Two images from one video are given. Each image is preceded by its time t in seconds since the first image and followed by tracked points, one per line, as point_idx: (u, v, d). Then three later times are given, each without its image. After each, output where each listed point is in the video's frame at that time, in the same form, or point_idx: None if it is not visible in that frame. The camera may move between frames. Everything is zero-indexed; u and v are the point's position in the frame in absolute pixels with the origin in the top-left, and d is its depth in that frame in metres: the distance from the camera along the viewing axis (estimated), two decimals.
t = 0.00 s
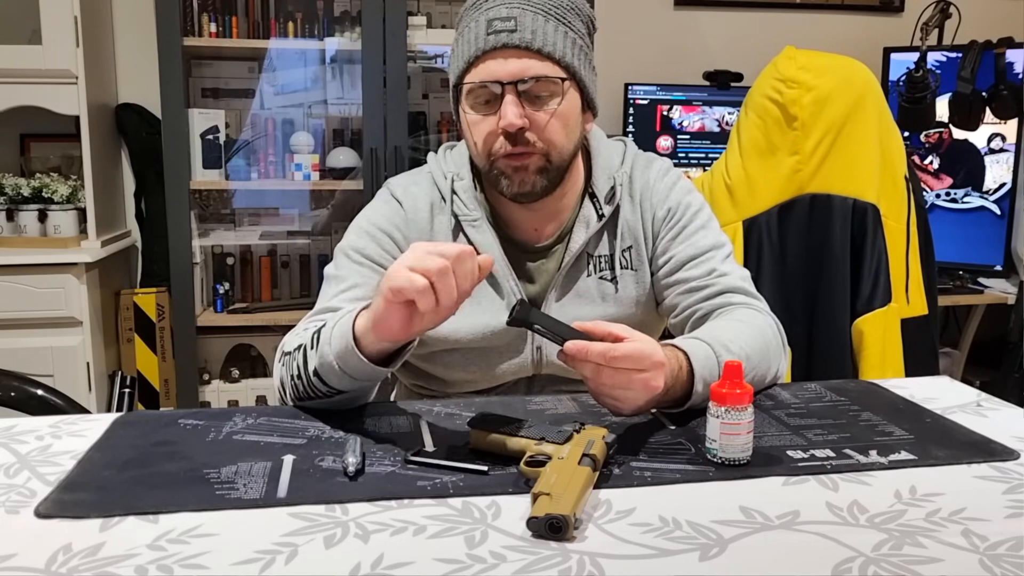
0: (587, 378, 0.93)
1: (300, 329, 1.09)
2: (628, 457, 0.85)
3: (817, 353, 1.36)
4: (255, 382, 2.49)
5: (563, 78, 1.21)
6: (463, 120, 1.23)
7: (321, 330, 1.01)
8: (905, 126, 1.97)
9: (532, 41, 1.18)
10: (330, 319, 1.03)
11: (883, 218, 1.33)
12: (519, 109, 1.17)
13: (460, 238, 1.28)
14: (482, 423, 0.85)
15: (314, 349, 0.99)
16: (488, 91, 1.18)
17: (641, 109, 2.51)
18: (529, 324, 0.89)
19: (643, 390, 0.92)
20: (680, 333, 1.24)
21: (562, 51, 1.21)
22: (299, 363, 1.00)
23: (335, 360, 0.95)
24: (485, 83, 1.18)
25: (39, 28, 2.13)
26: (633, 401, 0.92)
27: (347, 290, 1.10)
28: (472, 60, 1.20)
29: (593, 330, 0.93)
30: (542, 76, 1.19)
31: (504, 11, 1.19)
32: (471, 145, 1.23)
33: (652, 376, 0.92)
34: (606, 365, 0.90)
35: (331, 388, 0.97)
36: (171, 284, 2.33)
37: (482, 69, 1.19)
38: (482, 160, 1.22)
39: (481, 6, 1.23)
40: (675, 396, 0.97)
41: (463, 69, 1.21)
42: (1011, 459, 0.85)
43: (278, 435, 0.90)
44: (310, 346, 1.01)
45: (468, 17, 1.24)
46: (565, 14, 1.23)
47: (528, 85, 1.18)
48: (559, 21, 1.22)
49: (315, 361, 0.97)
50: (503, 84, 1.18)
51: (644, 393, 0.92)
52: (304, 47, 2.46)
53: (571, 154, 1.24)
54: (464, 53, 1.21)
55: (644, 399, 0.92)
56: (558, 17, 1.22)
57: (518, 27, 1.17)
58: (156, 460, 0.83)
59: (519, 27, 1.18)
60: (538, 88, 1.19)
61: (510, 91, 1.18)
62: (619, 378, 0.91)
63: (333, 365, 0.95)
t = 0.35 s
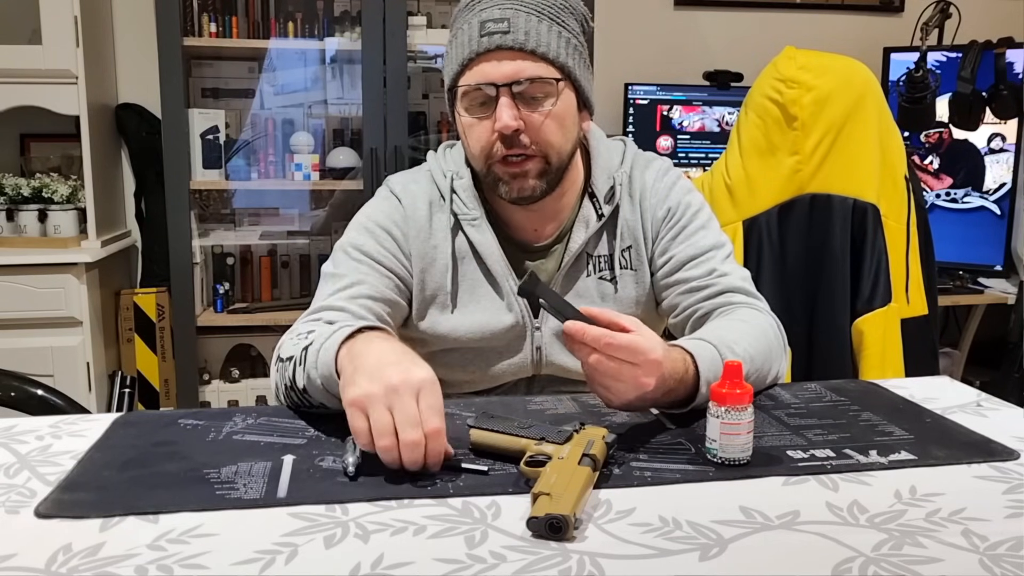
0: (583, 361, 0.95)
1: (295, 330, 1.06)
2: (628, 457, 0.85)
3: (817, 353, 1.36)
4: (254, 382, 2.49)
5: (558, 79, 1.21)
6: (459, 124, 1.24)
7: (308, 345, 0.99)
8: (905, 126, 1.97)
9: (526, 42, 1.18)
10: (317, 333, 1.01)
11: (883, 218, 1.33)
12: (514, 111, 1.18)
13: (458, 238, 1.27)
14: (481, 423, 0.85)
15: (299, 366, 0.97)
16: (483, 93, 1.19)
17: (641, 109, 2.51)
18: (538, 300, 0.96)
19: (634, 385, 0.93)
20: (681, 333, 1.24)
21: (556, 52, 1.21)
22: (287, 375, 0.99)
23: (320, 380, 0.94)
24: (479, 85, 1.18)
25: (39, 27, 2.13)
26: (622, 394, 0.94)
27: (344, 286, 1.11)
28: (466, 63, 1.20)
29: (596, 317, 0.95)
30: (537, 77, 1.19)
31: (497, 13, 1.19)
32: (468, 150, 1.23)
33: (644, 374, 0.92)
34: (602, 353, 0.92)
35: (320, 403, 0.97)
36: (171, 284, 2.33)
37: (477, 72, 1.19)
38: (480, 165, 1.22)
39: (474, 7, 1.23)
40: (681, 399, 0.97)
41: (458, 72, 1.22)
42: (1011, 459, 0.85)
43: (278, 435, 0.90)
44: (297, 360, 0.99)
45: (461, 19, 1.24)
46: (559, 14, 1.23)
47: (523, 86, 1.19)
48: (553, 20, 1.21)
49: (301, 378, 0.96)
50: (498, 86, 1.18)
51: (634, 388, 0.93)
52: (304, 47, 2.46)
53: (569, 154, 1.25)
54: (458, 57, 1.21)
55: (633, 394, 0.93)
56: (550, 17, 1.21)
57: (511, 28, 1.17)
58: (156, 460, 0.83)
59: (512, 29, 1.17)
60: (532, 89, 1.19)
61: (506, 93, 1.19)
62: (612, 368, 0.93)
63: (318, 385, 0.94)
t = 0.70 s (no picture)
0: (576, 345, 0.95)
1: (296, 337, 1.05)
2: (629, 456, 0.85)
3: (817, 352, 1.36)
4: (254, 382, 2.49)
5: (547, 77, 1.21)
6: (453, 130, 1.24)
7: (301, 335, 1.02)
8: (905, 126, 1.98)
9: (512, 43, 1.17)
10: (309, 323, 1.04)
11: (883, 218, 1.33)
12: (507, 113, 1.17)
13: (457, 241, 1.27)
14: (481, 424, 0.85)
15: (295, 353, 1.00)
16: (473, 98, 1.19)
17: (641, 109, 2.51)
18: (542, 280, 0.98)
19: (615, 373, 0.93)
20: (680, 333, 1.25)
21: (542, 50, 1.20)
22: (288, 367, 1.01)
23: (312, 361, 0.95)
24: (468, 90, 1.18)
25: (39, 28, 2.13)
26: (605, 381, 0.94)
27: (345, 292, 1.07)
28: (454, 70, 1.20)
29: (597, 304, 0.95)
30: (525, 77, 1.19)
31: (481, 16, 1.19)
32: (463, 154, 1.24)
33: (625, 363, 0.92)
34: (591, 337, 0.92)
35: (317, 389, 0.97)
36: (171, 284, 2.33)
37: (465, 78, 1.19)
38: (476, 167, 1.22)
39: (457, 13, 1.23)
40: (678, 398, 0.98)
41: (446, 79, 1.21)
42: (1011, 459, 0.85)
43: (278, 435, 0.90)
44: (293, 350, 1.02)
45: (444, 26, 1.24)
46: (543, 12, 1.22)
47: (512, 88, 1.18)
48: (536, 19, 1.21)
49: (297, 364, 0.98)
50: (488, 90, 1.18)
51: (615, 376, 0.93)
52: (304, 47, 2.46)
53: (565, 150, 1.24)
54: (446, 64, 1.21)
55: (613, 382, 0.93)
56: (534, 16, 1.21)
57: (495, 31, 1.17)
58: (156, 460, 0.83)
59: (496, 31, 1.17)
60: (523, 90, 1.19)
61: (496, 96, 1.18)
62: (598, 355, 0.93)
63: (310, 365, 0.95)
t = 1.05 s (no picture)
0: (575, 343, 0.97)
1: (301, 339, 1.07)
2: (628, 456, 0.85)
3: (817, 352, 1.36)
4: (254, 382, 2.49)
5: (529, 82, 1.20)
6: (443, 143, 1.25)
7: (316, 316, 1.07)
8: (905, 125, 1.97)
9: (491, 52, 1.17)
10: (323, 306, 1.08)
11: (883, 218, 1.33)
12: (494, 123, 1.18)
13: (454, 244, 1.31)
14: (482, 423, 0.85)
15: (312, 333, 1.04)
16: (459, 112, 1.19)
17: (641, 109, 2.51)
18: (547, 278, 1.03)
19: (609, 369, 0.93)
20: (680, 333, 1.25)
21: (522, 54, 1.20)
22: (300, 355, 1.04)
23: (337, 328, 1.00)
24: (453, 105, 1.18)
25: (39, 28, 2.13)
26: (600, 378, 0.94)
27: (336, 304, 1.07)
28: (435, 85, 1.20)
29: (598, 303, 0.97)
30: (509, 85, 1.18)
31: (456, 28, 1.18)
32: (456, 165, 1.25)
33: (619, 359, 0.93)
34: (586, 332, 0.94)
35: (331, 364, 1.01)
36: (171, 284, 2.33)
37: (448, 92, 1.19)
38: (471, 177, 1.24)
39: (431, 27, 1.22)
40: (678, 399, 0.97)
41: (428, 95, 1.21)
42: (1011, 459, 0.85)
43: (278, 435, 0.90)
44: (308, 334, 1.06)
45: (420, 41, 1.24)
46: (518, 16, 1.22)
47: (497, 97, 1.18)
48: (512, 24, 1.20)
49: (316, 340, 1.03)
50: (473, 102, 1.18)
51: (609, 372, 0.93)
52: (304, 47, 2.46)
53: (555, 152, 1.25)
54: (427, 80, 1.21)
55: (608, 379, 0.93)
56: (509, 20, 1.21)
57: (473, 42, 1.16)
58: (156, 460, 0.83)
59: (474, 41, 1.17)
60: (508, 98, 1.19)
61: (482, 108, 1.18)
62: (593, 350, 0.93)
63: (336, 333, 1.00)
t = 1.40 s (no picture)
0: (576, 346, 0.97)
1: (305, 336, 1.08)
2: (628, 456, 0.85)
3: (817, 352, 1.37)
4: (254, 382, 2.49)
5: (522, 85, 1.20)
6: (437, 149, 1.25)
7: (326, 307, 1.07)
8: (905, 125, 1.97)
9: (483, 57, 1.17)
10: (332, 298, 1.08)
11: (883, 217, 1.33)
12: (489, 129, 1.18)
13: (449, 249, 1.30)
14: (482, 423, 0.85)
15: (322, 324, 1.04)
16: (452, 118, 1.19)
17: (641, 109, 2.51)
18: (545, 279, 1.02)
19: (611, 370, 0.93)
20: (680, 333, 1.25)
21: (513, 57, 1.19)
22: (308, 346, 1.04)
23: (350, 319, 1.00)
24: (447, 112, 1.19)
25: (39, 28, 2.13)
26: (603, 379, 0.94)
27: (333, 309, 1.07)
28: (427, 92, 1.20)
29: (599, 305, 0.97)
30: (501, 90, 1.18)
31: (446, 34, 1.18)
32: (452, 171, 1.25)
33: (621, 359, 0.93)
34: (588, 333, 0.94)
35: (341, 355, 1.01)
36: (171, 283, 2.33)
37: (442, 99, 1.20)
38: (468, 182, 1.24)
39: (421, 32, 1.23)
40: (680, 399, 0.97)
41: (421, 102, 1.22)
42: (1011, 459, 0.85)
43: (278, 435, 0.90)
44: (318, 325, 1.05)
45: (411, 47, 1.24)
46: (506, 19, 1.22)
47: (491, 103, 1.19)
48: (500, 29, 1.21)
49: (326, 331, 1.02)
50: (466, 108, 1.19)
51: (612, 373, 0.93)
52: (304, 47, 2.46)
53: (550, 154, 1.25)
54: (419, 88, 1.21)
55: (611, 379, 0.93)
56: (499, 24, 1.21)
57: (464, 48, 1.17)
58: (156, 460, 0.83)
59: (465, 47, 1.17)
60: (502, 102, 1.19)
61: (475, 113, 1.19)
62: (595, 352, 0.93)
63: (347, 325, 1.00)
